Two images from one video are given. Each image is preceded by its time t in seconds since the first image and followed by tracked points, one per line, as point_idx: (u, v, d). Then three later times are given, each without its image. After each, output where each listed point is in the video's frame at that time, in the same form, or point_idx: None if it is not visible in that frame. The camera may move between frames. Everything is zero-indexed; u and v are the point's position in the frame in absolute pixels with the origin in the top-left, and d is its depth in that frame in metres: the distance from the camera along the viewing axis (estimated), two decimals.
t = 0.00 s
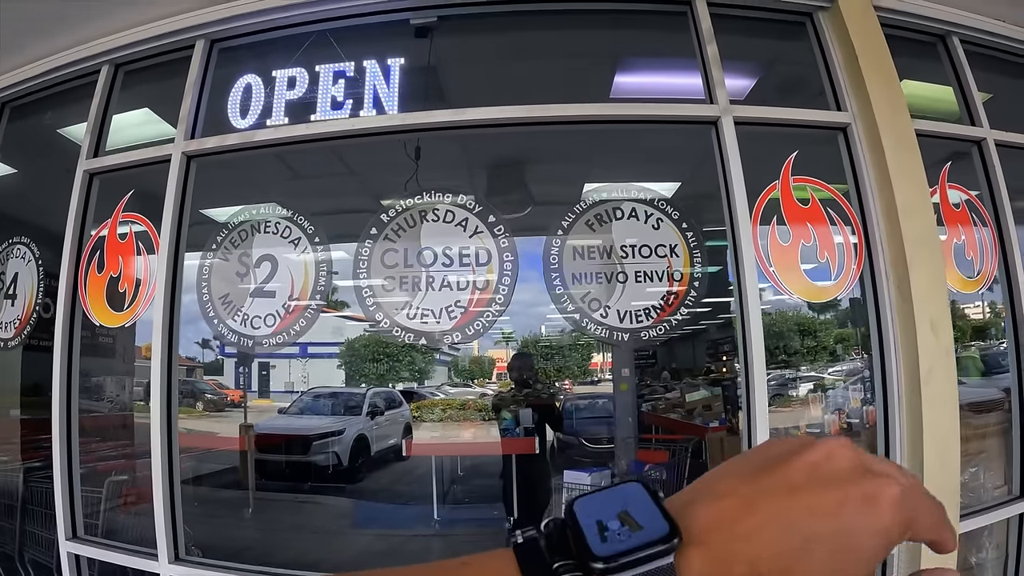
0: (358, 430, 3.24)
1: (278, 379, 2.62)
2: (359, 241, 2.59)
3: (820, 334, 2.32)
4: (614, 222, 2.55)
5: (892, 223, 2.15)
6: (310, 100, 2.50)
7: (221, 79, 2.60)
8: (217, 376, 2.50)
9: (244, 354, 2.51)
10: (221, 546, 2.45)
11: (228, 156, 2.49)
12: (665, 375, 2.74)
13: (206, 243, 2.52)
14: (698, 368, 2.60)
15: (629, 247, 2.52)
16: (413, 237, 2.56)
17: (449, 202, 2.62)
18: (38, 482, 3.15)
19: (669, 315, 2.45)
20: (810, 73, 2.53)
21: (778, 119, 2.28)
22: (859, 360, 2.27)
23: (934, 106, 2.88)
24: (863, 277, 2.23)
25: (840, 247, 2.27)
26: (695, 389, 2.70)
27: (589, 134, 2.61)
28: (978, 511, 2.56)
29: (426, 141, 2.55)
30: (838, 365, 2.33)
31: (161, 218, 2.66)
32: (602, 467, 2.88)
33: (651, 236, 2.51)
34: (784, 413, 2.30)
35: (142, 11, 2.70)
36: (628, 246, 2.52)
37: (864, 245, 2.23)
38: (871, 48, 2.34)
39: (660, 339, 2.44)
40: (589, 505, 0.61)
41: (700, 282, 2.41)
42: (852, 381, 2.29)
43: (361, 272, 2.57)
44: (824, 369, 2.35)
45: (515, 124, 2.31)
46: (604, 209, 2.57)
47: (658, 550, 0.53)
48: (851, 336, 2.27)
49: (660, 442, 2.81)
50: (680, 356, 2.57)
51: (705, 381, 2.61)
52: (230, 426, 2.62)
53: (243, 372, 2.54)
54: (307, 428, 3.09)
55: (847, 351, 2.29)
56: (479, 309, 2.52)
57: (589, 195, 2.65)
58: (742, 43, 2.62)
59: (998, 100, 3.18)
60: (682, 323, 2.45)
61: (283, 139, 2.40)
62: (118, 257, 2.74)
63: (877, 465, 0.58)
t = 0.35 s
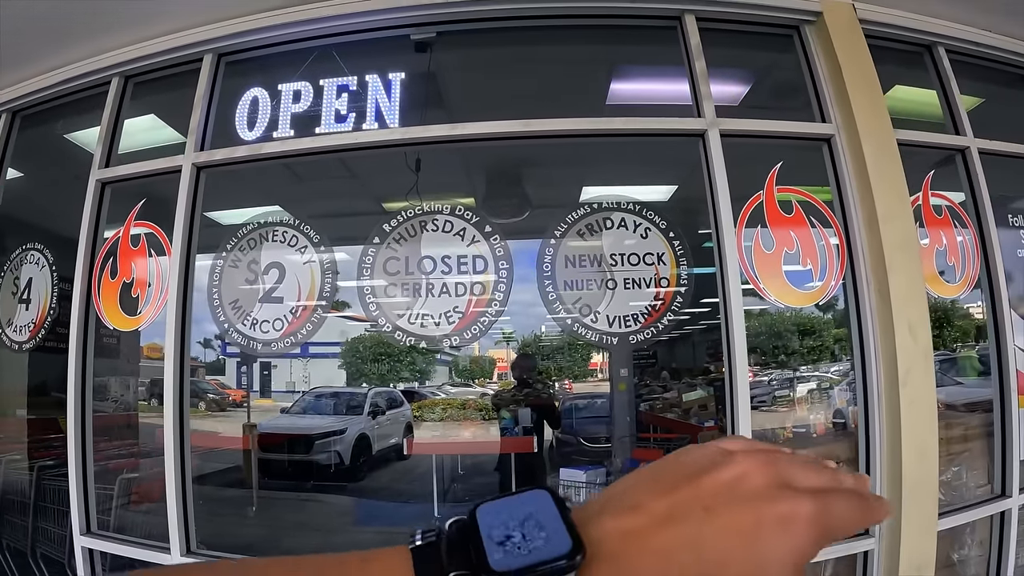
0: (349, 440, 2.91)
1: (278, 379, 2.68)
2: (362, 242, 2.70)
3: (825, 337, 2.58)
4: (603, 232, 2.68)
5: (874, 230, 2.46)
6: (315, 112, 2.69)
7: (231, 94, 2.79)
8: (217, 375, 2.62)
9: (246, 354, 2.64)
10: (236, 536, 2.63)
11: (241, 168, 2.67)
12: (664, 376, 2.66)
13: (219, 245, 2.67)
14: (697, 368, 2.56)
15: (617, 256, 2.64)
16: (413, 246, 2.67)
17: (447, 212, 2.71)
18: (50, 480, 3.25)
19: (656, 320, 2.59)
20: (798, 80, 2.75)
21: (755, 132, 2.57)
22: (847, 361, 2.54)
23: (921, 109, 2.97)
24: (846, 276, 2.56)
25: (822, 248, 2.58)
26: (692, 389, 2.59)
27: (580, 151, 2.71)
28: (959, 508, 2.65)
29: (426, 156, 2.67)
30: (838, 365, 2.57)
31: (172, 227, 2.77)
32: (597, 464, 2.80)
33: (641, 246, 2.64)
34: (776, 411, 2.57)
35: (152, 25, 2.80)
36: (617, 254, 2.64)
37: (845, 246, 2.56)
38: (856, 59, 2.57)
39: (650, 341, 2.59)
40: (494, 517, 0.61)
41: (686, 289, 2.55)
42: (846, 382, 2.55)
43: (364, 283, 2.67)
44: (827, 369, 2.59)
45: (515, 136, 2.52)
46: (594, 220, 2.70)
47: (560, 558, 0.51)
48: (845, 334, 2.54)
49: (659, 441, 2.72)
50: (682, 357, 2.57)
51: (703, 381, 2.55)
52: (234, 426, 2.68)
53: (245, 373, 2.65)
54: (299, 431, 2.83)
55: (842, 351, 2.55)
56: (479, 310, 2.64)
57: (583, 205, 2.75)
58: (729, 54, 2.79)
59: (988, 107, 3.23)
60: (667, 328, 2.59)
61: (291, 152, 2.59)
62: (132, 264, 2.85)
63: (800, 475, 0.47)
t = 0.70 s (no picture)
0: (353, 444, 2.67)
1: (281, 379, 2.70)
2: (369, 245, 2.76)
3: (825, 338, 2.63)
4: (605, 235, 2.72)
5: (869, 232, 2.53)
6: (322, 118, 2.75)
7: (240, 100, 2.85)
8: (218, 376, 2.67)
9: (251, 355, 2.70)
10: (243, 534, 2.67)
11: (251, 172, 2.73)
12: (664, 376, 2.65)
13: (230, 246, 2.74)
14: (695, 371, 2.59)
15: (619, 259, 2.69)
16: (419, 250, 2.72)
17: (453, 216, 2.76)
18: (58, 479, 3.30)
19: (657, 321, 2.64)
20: (795, 84, 2.82)
21: (751, 137, 2.66)
22: (845, 361, 2.59)
23: (914, 113, 3.04)
24: (842, 277, 2.62)
25: (818, 249, 2.65)
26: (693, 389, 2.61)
27: (582, 156, 2.75)
28: (954, 506, 2.70)
29: (432, 163, 2.73)
30: (837, 366, 2.61)
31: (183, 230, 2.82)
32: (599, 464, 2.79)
33: (643, 249, 2.68)
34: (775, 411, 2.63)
35: (162, 32, 2.86)
36: (618, 258, 2.69)
37: (840, 248, 2.64)
38: (852, 66, 2.64)
39: (653, 341, 2.61)
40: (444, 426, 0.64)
41: (686, 291, 2.61)
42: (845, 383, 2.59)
43: (373, 288, 2.71)
44: (827, 371, 2.62)
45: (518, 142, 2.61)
46: (597, 223, 2.73)
47: (485, 404, 0.56)
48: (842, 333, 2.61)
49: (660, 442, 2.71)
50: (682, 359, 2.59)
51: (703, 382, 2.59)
52: (237, 426, 2.67)
53: (249, 374, 2.69)
54: (301, 432, 2.67)
55: (841, 352, 2.61)
56: (484, 311, 2.68)
57: (587, 209, 2.78)
58: (727, 61, 2.84)
59: (984, 111, 3.28)
60: (670, 328, 2.61)
61: (301, 158, 2.67)
62: (143, 266, 2.90)
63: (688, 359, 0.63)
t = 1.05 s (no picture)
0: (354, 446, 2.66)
1: (282, 380, 2.71)
2: (376, 248, 2.76)
3: (827, 339, 2.66)
4: (612, 239, 2.73)
5: (872, 235, 2.57)
6: (330, 120, 2.77)
7: (247, 102, 2.88)
8: (218, 376, 2.69)
9: (252, 355, 2.72)
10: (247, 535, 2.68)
11: (259, 175, 2.76)
12: (666, 377, 2.68)
13: (238, 248, 2.76)
14: (695, 371, 2.62)
15: (625, 262, 2.71)
16: (427, 253, 2.73)
17: (460, 219, 2.77)
18: (63, 480, 3.32)
19: (663, 323, 2.66)
20: (798, 86, 2.85)
21: (756, 140, 2.67)
22: (847, 361, 2.63)
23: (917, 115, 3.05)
24: (846, 280, 2.65)
25: (821, 251, 2.68)
26: (694, 391, 2.64)
27: (586, 158, 2.77)
28: (955, 506, 2.72)
29: (438, 166, 2.75)
30: (839, 366, 2.65)
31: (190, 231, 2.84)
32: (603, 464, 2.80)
33: (649, 252, 2.70)
34: (777, 412, 2.64)
35: (169, 35, 2.89)
36: (624, 261, 2.71)
37: (844, 251, 2.67)
38: (854, 69, 2.69)
39: (657, 344, 2.66)
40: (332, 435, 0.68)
41: (692, 293, 2.63)
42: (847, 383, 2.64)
43: (382, 289, 2.73)
44: (829, 371, 2.65)
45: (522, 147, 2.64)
46: (604, 227, 2.74)
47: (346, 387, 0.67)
48: (845, 335, 2.64)
49: (662, 442, 2.73)
50: (683, 360, 2.65)
51: (704, 382, 2.61)
52: (239, 426, 2.68)
53: (251, 373, 2.71)
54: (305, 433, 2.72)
55: (843, 353, 2.64)
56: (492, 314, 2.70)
57: (594, 211, 2.76)
58: (731, 64, 2.87)
59: (986, 113, 3.29)
60: (676, 331, 2.64)
61: (309, 160, 2.70)
62: (149, 268, 2.92)
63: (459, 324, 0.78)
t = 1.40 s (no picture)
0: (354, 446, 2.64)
1: (282, 380, 2.71)
2: (381, 251, 2.76)
3: (827, 340, 2.68)
4: (617, 243, 2.73)
5: (876, 239, 2.58)
6: (335, 122, 2.78)
7: (252, 103, 2.88)
8: (218, 376, 2.68)
9: (253, 356, 2.71)
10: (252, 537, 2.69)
11: (263, 177, 2.76)
12: (666, 377, 2.65)
13: (244, 249, 2.76)
14: (695, 373, 2.62)
15: (631, 265, 2.71)
16: (433, 257, 2.73)
17: (466, 223, 2.76)
18: (64, 482, 3.31)
19: (668, 327, 2.66)
20: (803, 90, 2.87)
21: (760, 144, 2.68)
22: (849, 364, 2.64)
23: (919, 119, 3.05)
24: (850, 283, 2.66)
25: (824, 253, 2.70)
26: (694, 391, 2.62)
27: (591, 160, 2.75)
28: (958, 508, 2.73)
29: (443, 168, 2.74)
30: (839, 367, 2.66)
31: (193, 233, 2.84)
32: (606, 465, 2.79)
33: (654, 255, 2.70)
34: (780, 413, 2.65)
35: (173, 36, 2.89)
36: (630, 264, 2.71)
37: (849, 254, 2.68)
38: (859, 73, 2.70)
39: (661, 347, 2.65)
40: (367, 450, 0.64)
41: (697, 296, 2.63)
42: (847, 385, 2.66)
43: (386, 291, 2.73)
44: (829, 371, 2.68)
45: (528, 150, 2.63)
46: (610, 230, 2.74)
47: (388, 430, 0.61)
48: (847, 337, 2.66)
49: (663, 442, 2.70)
50: (683, 362, 2.64)
51: (705, 384, 2.61)
52: (240, 426, 2.69)
53: (249, 373, 2.71)
54: (305, 433, 2.69)
55: (845, 355, 2.65)
56: (498, 318, 2.70)
57: (600, 215, 2.76)
58: (734, 68, 2.88)
59: (988, 116, 3.30)
60: (681, 334, 2.64)
61: (314, 163, 2.70)
62: (152, 269, 2.91)
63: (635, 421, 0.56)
